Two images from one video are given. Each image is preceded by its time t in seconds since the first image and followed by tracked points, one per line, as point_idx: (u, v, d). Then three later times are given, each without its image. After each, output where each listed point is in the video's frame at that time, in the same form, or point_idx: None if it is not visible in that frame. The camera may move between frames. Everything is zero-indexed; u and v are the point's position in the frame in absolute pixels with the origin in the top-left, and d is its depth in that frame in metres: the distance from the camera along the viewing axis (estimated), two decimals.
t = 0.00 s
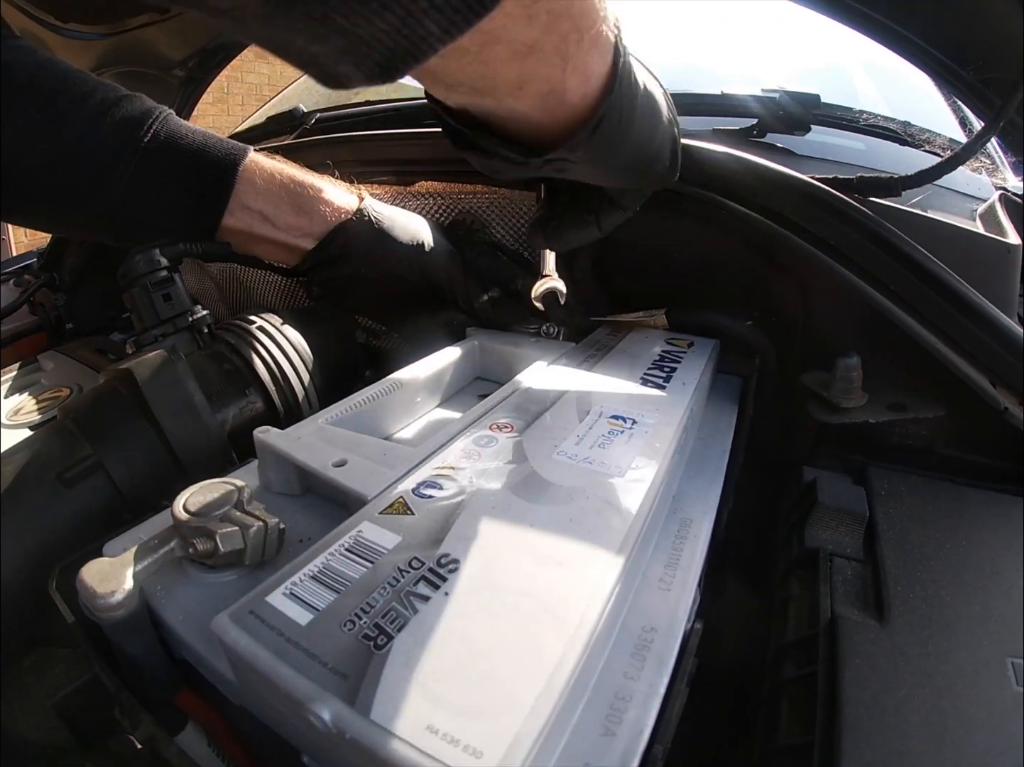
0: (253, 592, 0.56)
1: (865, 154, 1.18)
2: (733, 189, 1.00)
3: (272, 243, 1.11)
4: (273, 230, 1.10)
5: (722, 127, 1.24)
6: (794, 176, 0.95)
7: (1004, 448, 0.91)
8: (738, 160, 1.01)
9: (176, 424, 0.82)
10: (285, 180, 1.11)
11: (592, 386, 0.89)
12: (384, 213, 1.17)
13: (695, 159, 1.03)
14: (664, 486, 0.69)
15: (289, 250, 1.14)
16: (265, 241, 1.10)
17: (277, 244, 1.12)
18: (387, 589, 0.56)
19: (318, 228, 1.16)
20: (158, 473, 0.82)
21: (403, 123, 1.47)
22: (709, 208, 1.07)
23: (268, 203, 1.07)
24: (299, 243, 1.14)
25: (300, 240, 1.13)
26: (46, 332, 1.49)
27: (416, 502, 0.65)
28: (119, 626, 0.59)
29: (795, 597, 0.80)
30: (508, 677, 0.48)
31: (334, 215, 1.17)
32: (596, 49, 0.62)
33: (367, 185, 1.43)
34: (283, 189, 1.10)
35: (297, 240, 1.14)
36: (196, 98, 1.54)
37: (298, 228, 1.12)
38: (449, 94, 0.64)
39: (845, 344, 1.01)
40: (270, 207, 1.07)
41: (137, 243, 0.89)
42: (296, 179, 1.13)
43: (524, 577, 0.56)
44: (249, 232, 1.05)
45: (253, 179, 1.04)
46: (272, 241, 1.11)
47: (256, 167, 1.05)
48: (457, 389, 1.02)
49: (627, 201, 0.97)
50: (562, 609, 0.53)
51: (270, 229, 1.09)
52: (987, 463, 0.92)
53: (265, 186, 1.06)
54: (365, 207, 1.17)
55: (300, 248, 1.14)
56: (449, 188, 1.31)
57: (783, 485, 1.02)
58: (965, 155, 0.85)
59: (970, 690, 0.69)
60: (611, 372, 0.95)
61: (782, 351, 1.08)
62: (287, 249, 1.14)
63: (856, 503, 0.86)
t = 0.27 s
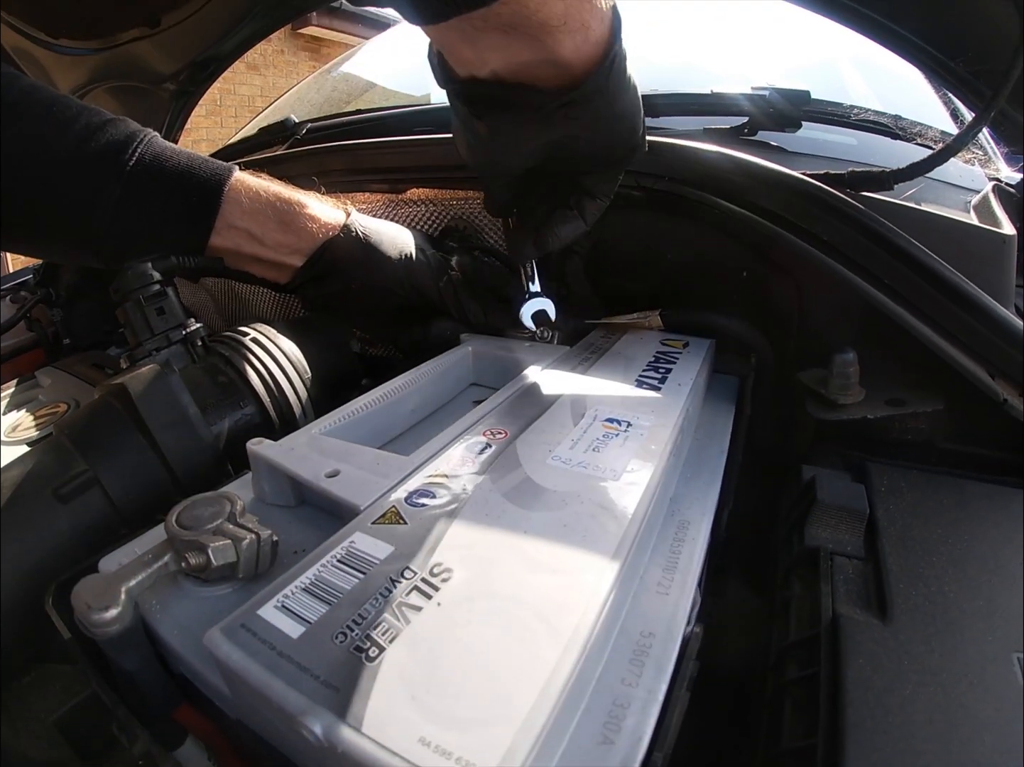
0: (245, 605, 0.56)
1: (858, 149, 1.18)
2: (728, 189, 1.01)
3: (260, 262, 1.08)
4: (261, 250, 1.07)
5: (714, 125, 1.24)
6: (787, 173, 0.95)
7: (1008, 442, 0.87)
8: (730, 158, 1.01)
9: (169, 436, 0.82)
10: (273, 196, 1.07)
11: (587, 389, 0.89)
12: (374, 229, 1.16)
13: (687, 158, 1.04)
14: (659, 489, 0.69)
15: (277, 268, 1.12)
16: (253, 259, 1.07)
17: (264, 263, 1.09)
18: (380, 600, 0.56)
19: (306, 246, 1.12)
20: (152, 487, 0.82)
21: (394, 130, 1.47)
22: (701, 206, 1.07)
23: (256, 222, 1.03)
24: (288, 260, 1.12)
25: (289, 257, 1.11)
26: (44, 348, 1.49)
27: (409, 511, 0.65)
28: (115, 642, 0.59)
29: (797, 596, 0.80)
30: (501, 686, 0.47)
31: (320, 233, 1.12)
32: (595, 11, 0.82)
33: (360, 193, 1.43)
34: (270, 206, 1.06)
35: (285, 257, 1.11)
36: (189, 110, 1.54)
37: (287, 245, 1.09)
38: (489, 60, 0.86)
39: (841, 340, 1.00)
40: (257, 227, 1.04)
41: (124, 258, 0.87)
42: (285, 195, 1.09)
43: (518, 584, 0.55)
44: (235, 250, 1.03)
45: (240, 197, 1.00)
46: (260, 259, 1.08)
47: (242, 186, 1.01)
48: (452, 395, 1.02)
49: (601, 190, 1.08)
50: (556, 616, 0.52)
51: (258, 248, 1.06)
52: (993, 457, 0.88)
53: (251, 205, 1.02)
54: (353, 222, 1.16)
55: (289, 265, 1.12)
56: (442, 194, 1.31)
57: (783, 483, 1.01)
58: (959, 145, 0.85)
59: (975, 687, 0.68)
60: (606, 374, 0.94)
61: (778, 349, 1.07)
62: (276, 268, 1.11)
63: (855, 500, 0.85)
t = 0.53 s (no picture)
0: (249, 609, 0.56)
1: (853, 146, 1.18)
2: (726, 187, 1.01)
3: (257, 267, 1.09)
4: (258, 254, 1.08)
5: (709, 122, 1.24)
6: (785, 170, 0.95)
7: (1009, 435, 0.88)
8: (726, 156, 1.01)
9: (168, 441, 0.81)
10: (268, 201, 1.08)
11: (587, 389, 0.88)
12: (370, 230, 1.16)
13: (683, 156, 1.04)
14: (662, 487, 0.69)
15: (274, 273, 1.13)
16: (249, 264, 1.08)
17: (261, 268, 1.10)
18: (384, 602, 0.56)
19: (303, 250, 1.13)
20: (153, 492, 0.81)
21: (390, 132, 1.47)
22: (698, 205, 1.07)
23: (251, 226, 1.04)
24: (284, 264, 1.12)
25: (285, 261, 1.11)
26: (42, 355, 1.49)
27: (411, 512, 0.65)
28: (117, 649, 0.58)
29: (800, 593, 0.80)
30: (509, 686, 0.47)
31: (317, 236, 1.13)
32: (577, 2, 0.87)
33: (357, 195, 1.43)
34: (266, 211, 1.06)
35: (281, 262, 1.12)
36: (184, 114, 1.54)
37: (283, 250, 1.10)
38: (479, 55, 0.90)
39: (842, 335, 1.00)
40: (253, 231, 1.04)
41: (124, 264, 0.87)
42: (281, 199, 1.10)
43: (523, 585, 0.55)
44: (232, 255, 1.04)
45: (235, 203, 1.01)
46: (256, 264, 1.09)
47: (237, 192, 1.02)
48: (452, 396, 1.02)
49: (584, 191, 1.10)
50: (561, 616, 0.52)
51: (254, 253, 1.07)
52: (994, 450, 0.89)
53: (247, 210, 1.03)
54: (349, 224, 1.15)
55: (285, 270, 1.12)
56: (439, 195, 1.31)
57: (784, 480, 1.01)
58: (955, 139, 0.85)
59: (979, 681, 0.68)
60: (606, 373, 0.94)
61: (777, 346, 1.07)
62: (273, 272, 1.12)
63: (858, 496, 0.84)
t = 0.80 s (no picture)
0: (247, 610, 0.56)
1: (849, 146, 1.19)
2: (722, 188, 1.01)
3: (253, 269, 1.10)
4: (253, 256, 1.08)
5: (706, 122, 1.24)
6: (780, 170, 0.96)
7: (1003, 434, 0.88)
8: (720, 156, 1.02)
9: (165, 442, 0.81)
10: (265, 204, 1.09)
11: (584, 388, 0.89)
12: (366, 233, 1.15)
13: (678, 157, 1.05)
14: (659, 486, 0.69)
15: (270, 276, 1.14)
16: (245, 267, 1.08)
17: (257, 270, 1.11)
18: (381, 602, 0.56)
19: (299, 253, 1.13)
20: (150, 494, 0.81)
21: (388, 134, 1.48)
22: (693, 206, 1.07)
23: (247, 230, 1.05)
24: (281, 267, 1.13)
25: (281, 264, 1.12)
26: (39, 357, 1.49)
27: (408, 512, 0.65)
28: (114, 650, 0.58)
29: (797, 592, 0.80)
30: (507, 685, 0.47)
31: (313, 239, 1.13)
32: None
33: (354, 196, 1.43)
34: (262, 214, 1.07)
35: (277, 266, 1.12)
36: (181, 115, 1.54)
37: (280, 253, 1.11)
38: (455, 43, 0.90)
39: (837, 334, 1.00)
40: (249, 235, 1.05)
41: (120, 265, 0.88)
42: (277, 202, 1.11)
43: (520, 584, 0.55)
44: (226, 258, 1.05)
45: (231, 206, 1.02)
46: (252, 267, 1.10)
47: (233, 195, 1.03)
48: (449, 397, 1.02)
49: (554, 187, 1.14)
50: (559, 614, 0.52)
51: (250, 255, 1.07)
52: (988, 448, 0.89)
53: (242, 214, 1.04)
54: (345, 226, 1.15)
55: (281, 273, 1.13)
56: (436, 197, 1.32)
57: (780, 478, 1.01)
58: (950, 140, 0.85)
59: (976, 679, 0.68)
60: (603, 373, 0.94)
61: (774, 345, 1.08)
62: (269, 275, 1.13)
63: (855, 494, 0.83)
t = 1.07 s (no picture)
0: (248, 610, 0.56)
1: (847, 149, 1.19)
2: (722, 190, 1.01)
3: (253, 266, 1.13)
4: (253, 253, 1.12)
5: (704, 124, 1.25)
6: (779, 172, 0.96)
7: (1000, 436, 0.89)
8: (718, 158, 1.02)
9: (165, 442, 0.81)
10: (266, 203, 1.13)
11: (584, 390, 0.89)
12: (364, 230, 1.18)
13: (676, 159, 1.05)
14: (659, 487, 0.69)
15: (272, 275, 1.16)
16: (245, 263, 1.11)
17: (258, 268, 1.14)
18: (382, 603, 0.56)
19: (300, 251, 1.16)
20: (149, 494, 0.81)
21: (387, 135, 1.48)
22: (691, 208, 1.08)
23: (246, 226, 1.09)
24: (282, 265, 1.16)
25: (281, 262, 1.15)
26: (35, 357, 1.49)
27: (409, 513, 0.65)
28: (114, 650, 0.58)
29: (795, 593, 0.80)
30: (508, 685, 0.48)
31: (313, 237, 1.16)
32: None
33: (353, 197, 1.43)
34: (262, 212, 1.11)
35: (279, 264, 1.15)
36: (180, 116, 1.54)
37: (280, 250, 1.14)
38: (447, 50, 0.99)
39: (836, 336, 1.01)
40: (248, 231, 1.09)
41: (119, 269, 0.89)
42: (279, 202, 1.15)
43: (520, 585, 0.55)
44: (227, 254, 1.09)
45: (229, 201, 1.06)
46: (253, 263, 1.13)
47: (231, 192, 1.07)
48: (449, 398, 1.02)
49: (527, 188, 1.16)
50: (560, 615, 0.52)
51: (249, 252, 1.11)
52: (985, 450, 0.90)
53: (242, 211, 1.08)
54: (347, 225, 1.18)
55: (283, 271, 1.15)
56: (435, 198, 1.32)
57: (778, 479, 1.02)
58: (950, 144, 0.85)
59: (973, 679, 0.68)
60: (602, 375, 0.94)
61: (772, 347, 1.08)
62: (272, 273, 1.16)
63: (852, 496, 0.84)
